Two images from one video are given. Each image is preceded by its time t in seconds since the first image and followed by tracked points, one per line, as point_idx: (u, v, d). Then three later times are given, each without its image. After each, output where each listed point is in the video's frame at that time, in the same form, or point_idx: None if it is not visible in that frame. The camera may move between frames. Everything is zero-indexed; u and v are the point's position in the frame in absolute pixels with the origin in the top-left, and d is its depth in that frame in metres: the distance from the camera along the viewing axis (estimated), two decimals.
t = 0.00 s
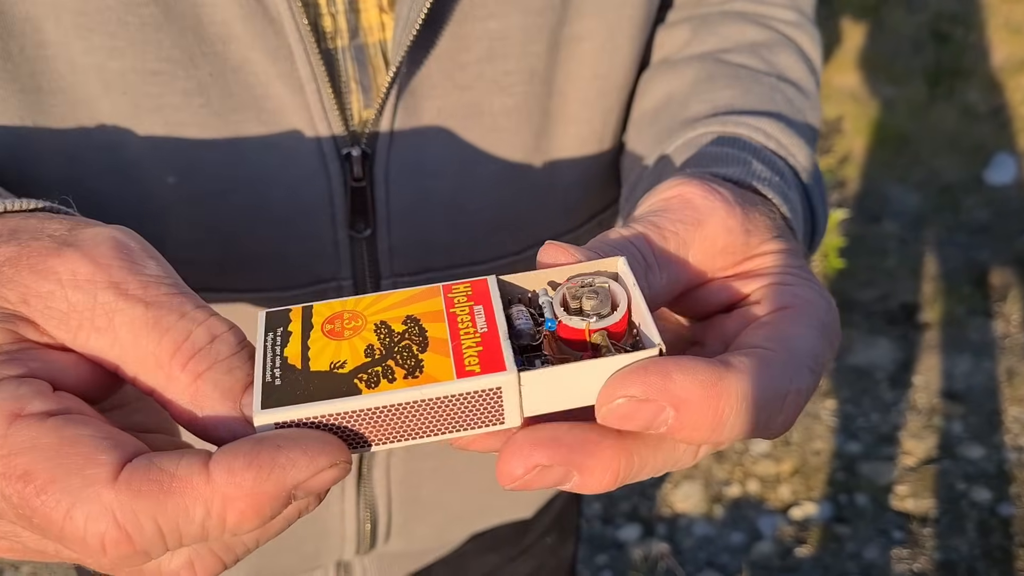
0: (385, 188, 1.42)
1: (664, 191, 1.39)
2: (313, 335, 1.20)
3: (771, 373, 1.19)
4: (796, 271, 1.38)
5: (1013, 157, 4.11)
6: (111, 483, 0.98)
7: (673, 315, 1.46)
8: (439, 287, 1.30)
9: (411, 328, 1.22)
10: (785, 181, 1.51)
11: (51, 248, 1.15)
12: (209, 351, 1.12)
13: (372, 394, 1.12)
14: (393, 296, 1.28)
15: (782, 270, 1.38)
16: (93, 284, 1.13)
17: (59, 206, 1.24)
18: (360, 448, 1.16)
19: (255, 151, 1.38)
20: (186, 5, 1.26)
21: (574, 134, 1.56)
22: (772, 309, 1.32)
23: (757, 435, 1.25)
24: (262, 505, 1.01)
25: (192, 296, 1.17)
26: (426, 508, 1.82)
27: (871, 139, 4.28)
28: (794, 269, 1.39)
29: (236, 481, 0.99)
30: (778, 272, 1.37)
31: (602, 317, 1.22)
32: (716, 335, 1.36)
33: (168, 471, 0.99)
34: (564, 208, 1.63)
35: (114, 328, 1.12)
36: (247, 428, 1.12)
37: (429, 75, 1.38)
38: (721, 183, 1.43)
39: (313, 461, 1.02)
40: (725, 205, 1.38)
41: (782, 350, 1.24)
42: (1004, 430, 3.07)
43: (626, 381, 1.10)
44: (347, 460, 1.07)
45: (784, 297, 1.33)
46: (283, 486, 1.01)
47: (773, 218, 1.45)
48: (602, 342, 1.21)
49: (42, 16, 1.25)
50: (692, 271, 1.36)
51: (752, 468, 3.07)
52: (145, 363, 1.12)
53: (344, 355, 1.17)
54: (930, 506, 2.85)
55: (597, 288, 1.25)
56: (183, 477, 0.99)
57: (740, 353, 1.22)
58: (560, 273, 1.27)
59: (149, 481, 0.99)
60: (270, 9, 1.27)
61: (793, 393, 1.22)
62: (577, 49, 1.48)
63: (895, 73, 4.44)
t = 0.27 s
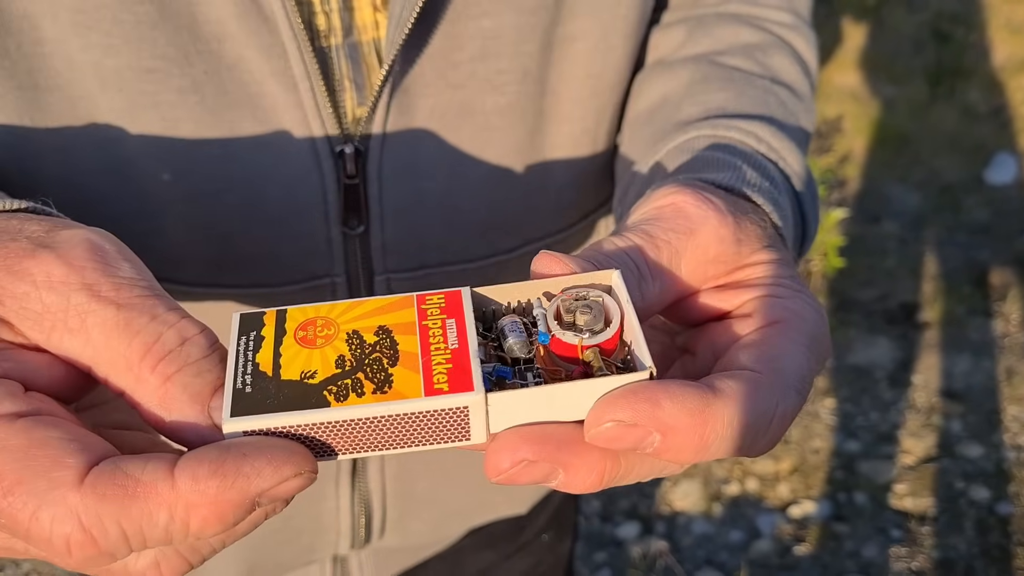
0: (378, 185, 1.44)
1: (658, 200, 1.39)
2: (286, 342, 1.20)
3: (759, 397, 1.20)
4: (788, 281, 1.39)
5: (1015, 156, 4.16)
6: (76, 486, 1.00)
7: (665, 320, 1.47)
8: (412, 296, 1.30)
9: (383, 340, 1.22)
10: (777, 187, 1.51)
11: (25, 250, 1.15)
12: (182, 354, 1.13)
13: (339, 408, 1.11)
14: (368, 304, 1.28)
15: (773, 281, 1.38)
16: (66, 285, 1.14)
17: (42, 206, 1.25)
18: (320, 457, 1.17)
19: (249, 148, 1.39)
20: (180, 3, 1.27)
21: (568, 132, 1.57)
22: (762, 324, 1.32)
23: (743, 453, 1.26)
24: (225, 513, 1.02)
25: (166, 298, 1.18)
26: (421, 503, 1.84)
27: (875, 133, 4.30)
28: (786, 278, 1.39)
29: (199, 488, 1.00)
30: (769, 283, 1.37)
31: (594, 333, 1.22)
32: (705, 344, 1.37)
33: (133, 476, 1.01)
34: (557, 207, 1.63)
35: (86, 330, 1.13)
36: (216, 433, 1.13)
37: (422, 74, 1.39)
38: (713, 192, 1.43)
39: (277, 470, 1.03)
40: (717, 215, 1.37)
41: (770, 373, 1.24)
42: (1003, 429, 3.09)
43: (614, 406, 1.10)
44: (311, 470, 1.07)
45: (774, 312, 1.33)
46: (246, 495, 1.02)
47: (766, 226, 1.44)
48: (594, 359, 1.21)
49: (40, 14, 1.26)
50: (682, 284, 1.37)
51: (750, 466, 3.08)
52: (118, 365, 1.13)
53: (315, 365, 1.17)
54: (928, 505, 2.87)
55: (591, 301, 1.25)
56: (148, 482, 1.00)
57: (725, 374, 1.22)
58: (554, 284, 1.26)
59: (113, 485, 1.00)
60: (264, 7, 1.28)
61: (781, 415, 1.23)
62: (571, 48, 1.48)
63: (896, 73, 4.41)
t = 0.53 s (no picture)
0: (376, 172, 1.43)
1: (673, 183, 1.38)
2: (243, 342, 1.19)
3: (780, 379, 1.20)
4: (801, 265, 1.40)
5: (1015, 154, 4.11)
6: (30, 493, 1.03)
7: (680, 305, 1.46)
8: (371, 287, 1.28)
9: (341, 337, 1.20)
10: (785, 173, 1.51)
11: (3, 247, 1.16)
12: (140, 354, 1.14)
13: (293, 410, 1.11)
14: (326, 299, 1.26)
15: (788, 265, 1.39)
16: (27, 281, 1.15)
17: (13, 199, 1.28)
18: (282, 456, 1.18)
19: (247, 133, 1.38)
20: None
21: (569, 119, 1.55)
22: (779, 307, 1.33)
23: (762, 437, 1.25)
24: (180, 520, 1.06)
25: (128, 295, 1.19)
26: (419, 493, 1.83)
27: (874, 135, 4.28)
28: (799, 262, 1.40)
29: (153, 495, 1.03)
30: (785, 267, 1.38)
31: (616, 316, 1.20)
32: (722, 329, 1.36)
33: (85, 484, 1.03)
34: (556, 195, 1.62)
35: (46, 327, 1.14)
36: (171, 432, 1.13)
37: (421, 60, 1.37)
38: (728, 176, 1.42)
39: (232, 478, 1.06)
40: (734, 197, 1.37)
41: (792, 356, 1.24)
42: (1004, 425, 3.08)
43: (638, 388, 1.09)
44: (269, 475, 1.10)
45: (792, 295, 1.33)
46: (201, 501, 1.05)
47: (778, 211, 1.45)
48: (616, 343, 1.20)
49: None
50: (699, 266, 1.36)
51: (750, 463, 3.08)
52: (77, 363, 1.14)
53: (272, 365, 1.17)
54: (929, 502, 2.86)
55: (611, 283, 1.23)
56: (101, 489, 1.03)
57: (745, 357, 1.22)
58: (573, 266, 1.24)
59: (67, 493, 1.03)
60: None
61: (802, 398, 1.23)
62: (571, 34, 1.47)
63: (897, 70, 4.42)
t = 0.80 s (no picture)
0: (371, 167, 1.42)
1: (655, 178, 1.38)
2: (223, 336, 1.21)
3: (752, 382, 1.20)
4: (785, 266, 1.39)
5: (1015, 151, 4.14)
6: (19, 488, 1.07)
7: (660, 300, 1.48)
8: (349, 279, 1.29)
9: (319, 332, 1.22)
10: (770, 171, 1.51)
11: None
12: (120, 344, 1.16)
13: (275, 409, 1.13)
14: (306, 290, 1.27)
15: (770, 264, 1.38)
16: (8, 276, 1.17)
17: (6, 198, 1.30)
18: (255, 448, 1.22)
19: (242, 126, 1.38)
20: None
21: (565, 112, 1.56)
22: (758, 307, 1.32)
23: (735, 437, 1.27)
24: (166, 512, 1.09)
25: (109, 286, 1.21)
26: (414, 486, 1.83)
27: (875, 130, 4.27)
28: (782, 262, 1.39)
29: (138, 490, 1.06)
30: (765, 266, 1.38)
31: (595, 314, 1.22)
32: (703, 326, 1.37)
33: (73, 479, 1.07)
34: (550, 188, 1.62)
35: (28, 320, 1.16)
36: (153, 422, 1.16)
37: (416, 54, 1.37)
38: (710, 173, 1.42)
39: (215, 473, 1.09)
40: (716, 194, 1.37)
41: (765, 358, 1.25)
42: (1003, 422, 3.12)
43: (609, 387, 1.10)
44: (252, 469, 1.13)
45: (771, 295, 1.33)
46: (185, 496, 1.08)
47: (760, 210, 1.45)
48: (594, 340, 1.22)
49: None
50: (680, 262, 1.36)
51: (749, 460, 3.11)
52: (59, 355, 1.17)
53: (252, 362, 1.18)
54: (928, 498, 2.91)
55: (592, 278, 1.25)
56: (88, 484, 1.07)
57: (719, 358, 1.23)
58: (555, 260, 1.25)
59: (55, 487, 1.07)
60: None
61: (774, 400, 1.24)
62: (566, 28, 1.46)
63: (897, 67, 4.42)
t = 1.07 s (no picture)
0: (360, 163, 1.43)
1: (635, 177, 1.40)
2: (203, 336, 1.22)
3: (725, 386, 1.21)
4: (762, 266, 1.40)
5: (1013, 150, 4.35)
6: (9, 483, 1.11)
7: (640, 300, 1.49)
8: (325, 278, 1.29)
9: (297, 333, 1.22)
10: (752, 170, 1.52)
11: None
12: (102, 343, 1.17)
13: (254, 410, 1.15)
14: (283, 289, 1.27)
15: (747, 265, 1.40)
16: None
17: None
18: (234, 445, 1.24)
19: (233, 123, 1.38)
20: None
21: (553, 109, 1.57)
22: (734, 309, 1.33)
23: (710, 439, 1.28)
24: (150, 509, 1.12)
25: (94, 285, 1.22)
26: (405, 478, 1.84)
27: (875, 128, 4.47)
28: (760, 263, 1.40)
29: (122, 488, 1.09)
30: (742, 267, 1.39)
31: (571, 317, 1.24)
32: (679, 328, 1.38)
33: (59, 476, 1.11)
34: (538, 183, 1.63)
35: (13, 321, 1.18)
36: (136, 418, 1.18)
37: (405, 51, 1.38)
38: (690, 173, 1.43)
39: (198, 472, 1.12)
40: (694, 194, 1.38)
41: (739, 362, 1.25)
42: (999, 420, 3.31)
43: (582, 392, 1.13)
44: (233, 468, 1.16)
45: (747, 297, 1.34)
46: (168, 493, 1.11)
47: (740, 208, 1.47)
48: (569, 343, 1.23)
49: None
50: (659, 261, 1.38)
51: (747, 457, 3.28)
52: (44, 353, 1.18)
53: (232, 363, 1.19)
54: (924, 496, 3.08)
55: (570, 280, 1.26)
56: (74, 482, 1.11)
57: (692, 362, 1.24)
58: (534, 259, 1.27)
59: (43, 485, 1.10)
60: None
61: (746, 405, 1.25)
62: (554, 25, 1.48)
63: (895, 65, 4.64)
